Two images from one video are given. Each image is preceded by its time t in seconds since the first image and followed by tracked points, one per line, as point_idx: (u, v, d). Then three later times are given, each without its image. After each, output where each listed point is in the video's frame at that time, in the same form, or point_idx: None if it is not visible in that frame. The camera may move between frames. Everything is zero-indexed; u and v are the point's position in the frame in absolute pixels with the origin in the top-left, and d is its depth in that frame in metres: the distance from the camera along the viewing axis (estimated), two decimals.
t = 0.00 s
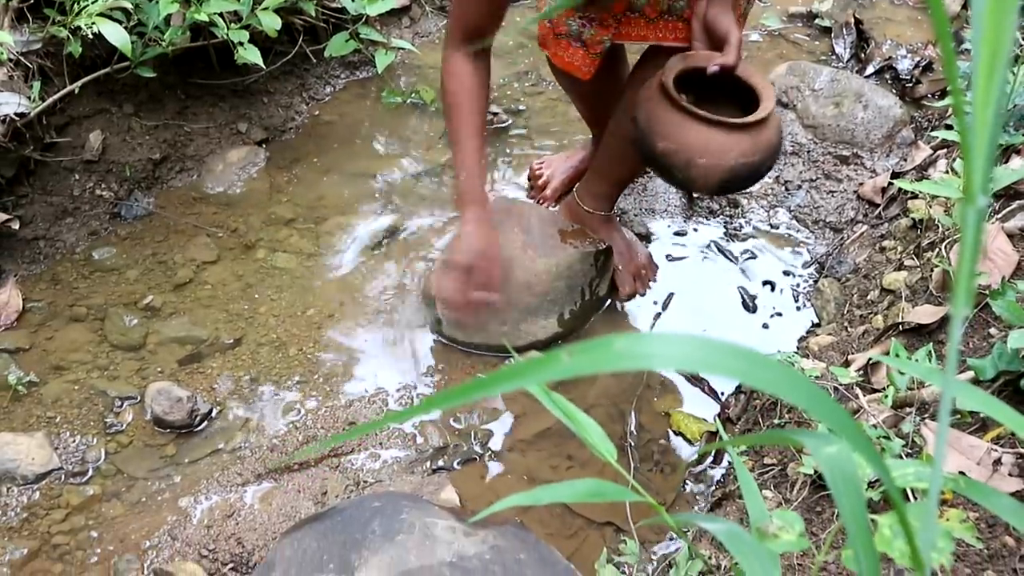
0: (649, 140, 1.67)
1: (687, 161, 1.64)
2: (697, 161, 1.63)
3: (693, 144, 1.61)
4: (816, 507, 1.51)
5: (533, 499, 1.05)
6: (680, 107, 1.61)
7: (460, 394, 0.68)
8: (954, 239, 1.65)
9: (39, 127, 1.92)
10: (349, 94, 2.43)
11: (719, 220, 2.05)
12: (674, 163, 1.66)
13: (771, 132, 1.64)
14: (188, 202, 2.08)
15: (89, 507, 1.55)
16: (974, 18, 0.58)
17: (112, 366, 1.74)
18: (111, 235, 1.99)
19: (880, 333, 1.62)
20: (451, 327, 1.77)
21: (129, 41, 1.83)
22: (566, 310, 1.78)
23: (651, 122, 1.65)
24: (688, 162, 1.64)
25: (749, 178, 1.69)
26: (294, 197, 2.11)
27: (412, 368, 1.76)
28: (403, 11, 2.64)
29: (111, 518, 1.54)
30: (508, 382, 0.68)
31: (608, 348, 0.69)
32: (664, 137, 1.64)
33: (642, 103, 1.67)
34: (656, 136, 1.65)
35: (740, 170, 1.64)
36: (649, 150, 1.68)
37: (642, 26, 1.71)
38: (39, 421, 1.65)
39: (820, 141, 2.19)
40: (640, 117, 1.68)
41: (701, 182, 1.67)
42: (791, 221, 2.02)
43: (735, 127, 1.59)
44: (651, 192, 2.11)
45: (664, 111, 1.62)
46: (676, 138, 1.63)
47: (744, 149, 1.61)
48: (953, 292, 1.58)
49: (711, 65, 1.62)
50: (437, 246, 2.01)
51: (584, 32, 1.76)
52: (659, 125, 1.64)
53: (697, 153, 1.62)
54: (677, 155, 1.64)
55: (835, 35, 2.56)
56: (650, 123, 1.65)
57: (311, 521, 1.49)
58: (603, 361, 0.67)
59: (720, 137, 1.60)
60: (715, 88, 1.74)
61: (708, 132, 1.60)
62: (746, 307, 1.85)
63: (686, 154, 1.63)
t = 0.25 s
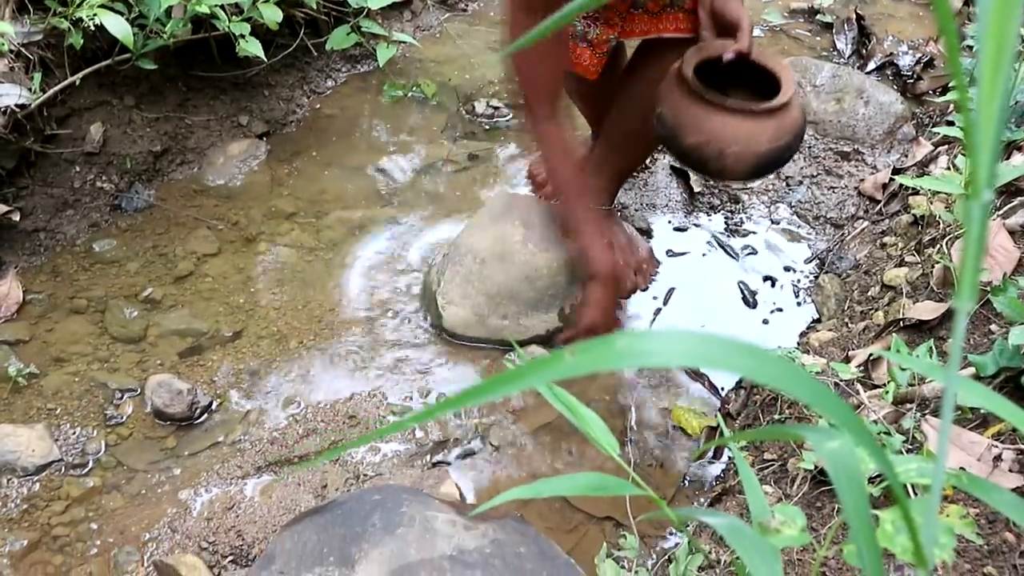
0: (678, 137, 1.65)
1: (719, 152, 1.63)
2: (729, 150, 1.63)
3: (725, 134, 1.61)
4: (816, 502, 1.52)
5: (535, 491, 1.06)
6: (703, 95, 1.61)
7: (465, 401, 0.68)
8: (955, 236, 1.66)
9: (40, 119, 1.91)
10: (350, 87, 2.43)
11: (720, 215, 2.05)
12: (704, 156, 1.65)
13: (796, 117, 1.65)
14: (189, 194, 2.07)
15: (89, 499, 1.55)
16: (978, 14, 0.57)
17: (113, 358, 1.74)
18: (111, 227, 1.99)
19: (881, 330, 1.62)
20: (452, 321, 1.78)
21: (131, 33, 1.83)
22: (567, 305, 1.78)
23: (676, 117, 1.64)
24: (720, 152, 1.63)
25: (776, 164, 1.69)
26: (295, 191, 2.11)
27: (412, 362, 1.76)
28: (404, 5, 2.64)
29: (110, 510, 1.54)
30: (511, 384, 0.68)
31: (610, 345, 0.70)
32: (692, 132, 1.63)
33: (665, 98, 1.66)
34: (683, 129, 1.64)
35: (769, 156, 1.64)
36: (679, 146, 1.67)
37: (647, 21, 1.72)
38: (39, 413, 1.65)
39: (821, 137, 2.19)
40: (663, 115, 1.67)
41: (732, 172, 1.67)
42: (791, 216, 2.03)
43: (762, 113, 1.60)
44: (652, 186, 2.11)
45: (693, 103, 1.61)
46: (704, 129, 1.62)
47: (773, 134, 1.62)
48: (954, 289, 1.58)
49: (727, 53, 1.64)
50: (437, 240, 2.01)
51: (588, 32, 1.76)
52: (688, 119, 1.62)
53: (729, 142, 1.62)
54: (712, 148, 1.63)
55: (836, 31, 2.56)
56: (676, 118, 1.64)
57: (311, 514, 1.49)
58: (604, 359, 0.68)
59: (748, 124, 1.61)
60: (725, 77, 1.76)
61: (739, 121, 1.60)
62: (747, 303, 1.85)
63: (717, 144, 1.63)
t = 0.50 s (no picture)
0: (681, 127, 1.65)
1: (723, 140, 1.62)
2: (733, 136, 1.61)
3: (727, 121, 1.60)
4: (816, 498, 1.52)
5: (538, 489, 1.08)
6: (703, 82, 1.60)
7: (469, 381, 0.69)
8: (955, 231, 1.66)
9: (40, 114, 1.91)
10: (350, 83, 2.43)
11: (720, 211, 2.05)
12: (708, 145, 1.64)
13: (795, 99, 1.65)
14: (189, 190, 2.07)
15: (89, 494, 1.55)
16: (982, 11, 0.58)
17: (113, 354, 1.74)
18: (111, 222, 1.99)
19: (881, 325, 1.63)
20: (452, 317, 1.77)
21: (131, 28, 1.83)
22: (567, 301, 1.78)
23: (678, 105, 1.63)
24: (724, 139, 1.62)
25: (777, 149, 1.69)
26: (295, 186, 2.10)
27: (412, 357, 1.76)
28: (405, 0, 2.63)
29: (111, 506, 1.54)
30: (513, 368, 0.70)
31: (611, 335, 0.72)
32: (695, 121, 1.62)
33: (663, 91, 1.65)
34: (686, 118, 1.63)
35: (772, 142, 1.63)
36: (683, 135, 1.66)
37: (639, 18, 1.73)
38: (39, 408, 1.65)
39: (822, 133, 2.18)
40: (665, 106, 1.66)
41: (737, 159, 1.66)
42: (791, 212, 2.03)
43: (761, 98, 1.59)
44: (652, 182, 2.12)
45: (693, 92, 1.61)
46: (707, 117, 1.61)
47: (775, 119, 1.60)
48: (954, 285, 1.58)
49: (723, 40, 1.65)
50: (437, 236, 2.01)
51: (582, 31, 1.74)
52: (689, 109, 1.62)
53: (732, 128, 1.61)
54: (716, 135, 1.62)
55: (837, 27, 2.56)
56: (678, 107, 1.63)
57: (311, 509, 1.49)
58: (604, 351, 0.70)
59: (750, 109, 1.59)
60: (721, 63, 1.76)
61: (739, 107, 1.59)
62: (747, 298, 1.85)
63: (720, 131, 1.61)
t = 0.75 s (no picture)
0: (690, 146, 1.63)
1: (732, 160, 1.62)
2: (743, 156, 1.61)
3: (736, 136, 1.59)
4: (814, 494, 1.52)
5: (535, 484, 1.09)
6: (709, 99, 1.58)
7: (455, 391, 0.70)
8: (954, 228, 1.65)
9: (37, 108, 1.91)
10: (348, 79, 2.43)
11: (719, 208, 2.05)
12: (717, 163, 1.63)
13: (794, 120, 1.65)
14: (187, 185, 2.07)
15: (86, 489, 1.55)
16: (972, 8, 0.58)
17: (110, 349, 1.74)
18: (108, 217, 1.98)
19: (879, 321, 1.63)
20: (450, 312, 1.77)
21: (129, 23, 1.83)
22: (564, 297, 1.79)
23: (687, 126, 1.61)
24: (733, 159, 1.62)
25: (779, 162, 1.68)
26: (294, 181, 2.10)
27: (409, 353, 1.76)
28: None
29: (108, 501, 1.54)
30: (510, 374, 0.70)
31: (602, 338, 0.73)
32: (704, 139, 1.61)
33: (670, 110, 1.62)
34: (696, 138, 1.61)
35: (776, 157, 1.64)
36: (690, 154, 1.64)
37: (631, 28, 1.69)
38: (36, 403, 1.65)
39: (820, 129, 2.18)
40: (670, 124, 1.64)
41: (743, 176, 1.66)
42: (790, 208, 2.02)
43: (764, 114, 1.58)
44: (650, 178, 2.12)
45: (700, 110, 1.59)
46: (716, 136, 1.60)
47: (781, 135, 1.61)
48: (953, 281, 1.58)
49: (724, 54, 1.65)
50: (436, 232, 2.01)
51: (574, 49, 1.73)
52: (698, 128, 1.60)
53: (742, 148, 1.60)
54: (727, 152, 1.60)
55: (836, 24, 2.56)
56: (687, 127, 1.61)
57: (309, 505, 1.49)
58: (596, 351, 0.71)
59: (760, 129, 1.59)
60: (718, 72, 1.74)
61: (746, 122, 1.58)
62: (745, 295, 1.85)
63: (731, 152, 1.61)
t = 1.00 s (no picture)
0: (707, 158, 1.62)
1: (750, 168, 1.61)
2: (760, 163, 1.61)
3: (754, 142, 1.59)
4: (813, 485, 1.52)
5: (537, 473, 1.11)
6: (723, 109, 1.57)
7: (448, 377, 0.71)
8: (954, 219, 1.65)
9: (35, 102, 1.90)
10: (347, 71, 2.43)
11: (718, 199, 2.04)
12: (735, 173, 1.63)
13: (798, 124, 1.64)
14: (185, 178, 2.07)
15: (85, 482, 1.55)
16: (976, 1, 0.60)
17: (109, 342, 1.74)
18: (107, 211, 1.98)
19: (879, 313, 1.63)
20: (449, 304, 1.77)
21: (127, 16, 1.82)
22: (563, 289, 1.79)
23: (701, 138, 1.60)
24: (751, 167, 1.61)
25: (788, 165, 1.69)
26: (292, 174, 2.10)
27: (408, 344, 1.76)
28: None
29: (107, 494, 1.54)
30: (507, 361, 0.72)
31: (603, 326, 0.73)
32: (722, 150, 1.60)
33: (682, 124, 1.61)
34: (713, 149, 1.60)
35: (788, 159, 1.64)
36: (708, 166, 1.63)
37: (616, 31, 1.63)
38: (35, 397, 1.65)
39: (820, 121, 2.18)
40: (685, 138, 1.63)
41: (760, 181, 1.66)
42: (790, 200, 2.02)
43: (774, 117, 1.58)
44: (650, 170, 2.12)
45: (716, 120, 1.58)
46: (731, 146, 1.59)
47: (794, 138, 1.61)
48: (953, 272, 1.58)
49: (724, 61, 1.66)
50: (435, 224, 2.01)
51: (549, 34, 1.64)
52: (716, 140, 1.59)
53: (759, 155, 1.60)
54: (748, 161, 1.60)
55: (835, 15, 2.55)
56: (701, 139, 1.60)
57: (308, 497, 1.49)
58: (597, 339, 0.72)
59: (774, 134, 1.59)
60: (718, 78, 1.73)
61: (761, 127, 1.58)
62: (744, 286, 1.85)
63: (748, 161, 1.60)
